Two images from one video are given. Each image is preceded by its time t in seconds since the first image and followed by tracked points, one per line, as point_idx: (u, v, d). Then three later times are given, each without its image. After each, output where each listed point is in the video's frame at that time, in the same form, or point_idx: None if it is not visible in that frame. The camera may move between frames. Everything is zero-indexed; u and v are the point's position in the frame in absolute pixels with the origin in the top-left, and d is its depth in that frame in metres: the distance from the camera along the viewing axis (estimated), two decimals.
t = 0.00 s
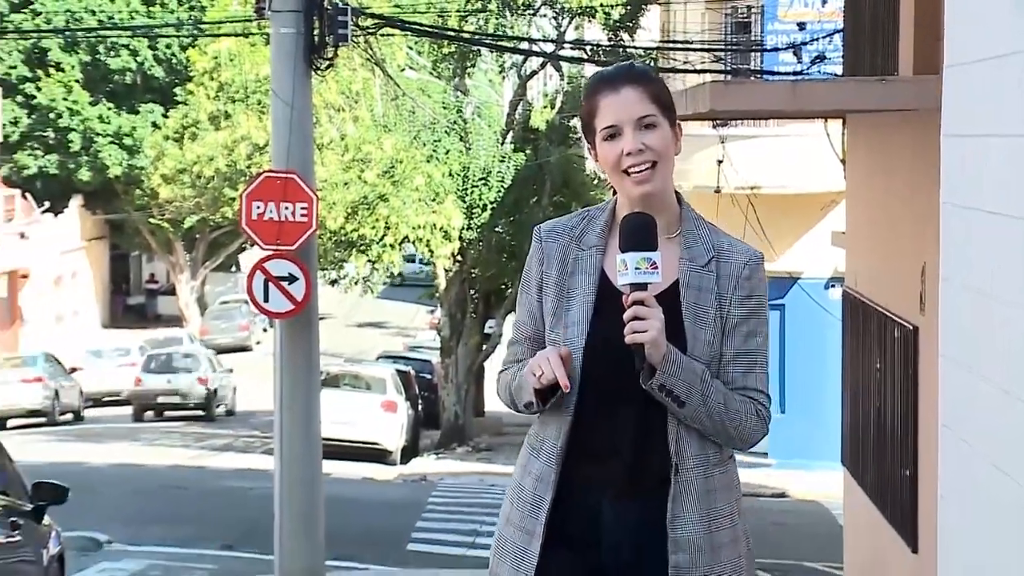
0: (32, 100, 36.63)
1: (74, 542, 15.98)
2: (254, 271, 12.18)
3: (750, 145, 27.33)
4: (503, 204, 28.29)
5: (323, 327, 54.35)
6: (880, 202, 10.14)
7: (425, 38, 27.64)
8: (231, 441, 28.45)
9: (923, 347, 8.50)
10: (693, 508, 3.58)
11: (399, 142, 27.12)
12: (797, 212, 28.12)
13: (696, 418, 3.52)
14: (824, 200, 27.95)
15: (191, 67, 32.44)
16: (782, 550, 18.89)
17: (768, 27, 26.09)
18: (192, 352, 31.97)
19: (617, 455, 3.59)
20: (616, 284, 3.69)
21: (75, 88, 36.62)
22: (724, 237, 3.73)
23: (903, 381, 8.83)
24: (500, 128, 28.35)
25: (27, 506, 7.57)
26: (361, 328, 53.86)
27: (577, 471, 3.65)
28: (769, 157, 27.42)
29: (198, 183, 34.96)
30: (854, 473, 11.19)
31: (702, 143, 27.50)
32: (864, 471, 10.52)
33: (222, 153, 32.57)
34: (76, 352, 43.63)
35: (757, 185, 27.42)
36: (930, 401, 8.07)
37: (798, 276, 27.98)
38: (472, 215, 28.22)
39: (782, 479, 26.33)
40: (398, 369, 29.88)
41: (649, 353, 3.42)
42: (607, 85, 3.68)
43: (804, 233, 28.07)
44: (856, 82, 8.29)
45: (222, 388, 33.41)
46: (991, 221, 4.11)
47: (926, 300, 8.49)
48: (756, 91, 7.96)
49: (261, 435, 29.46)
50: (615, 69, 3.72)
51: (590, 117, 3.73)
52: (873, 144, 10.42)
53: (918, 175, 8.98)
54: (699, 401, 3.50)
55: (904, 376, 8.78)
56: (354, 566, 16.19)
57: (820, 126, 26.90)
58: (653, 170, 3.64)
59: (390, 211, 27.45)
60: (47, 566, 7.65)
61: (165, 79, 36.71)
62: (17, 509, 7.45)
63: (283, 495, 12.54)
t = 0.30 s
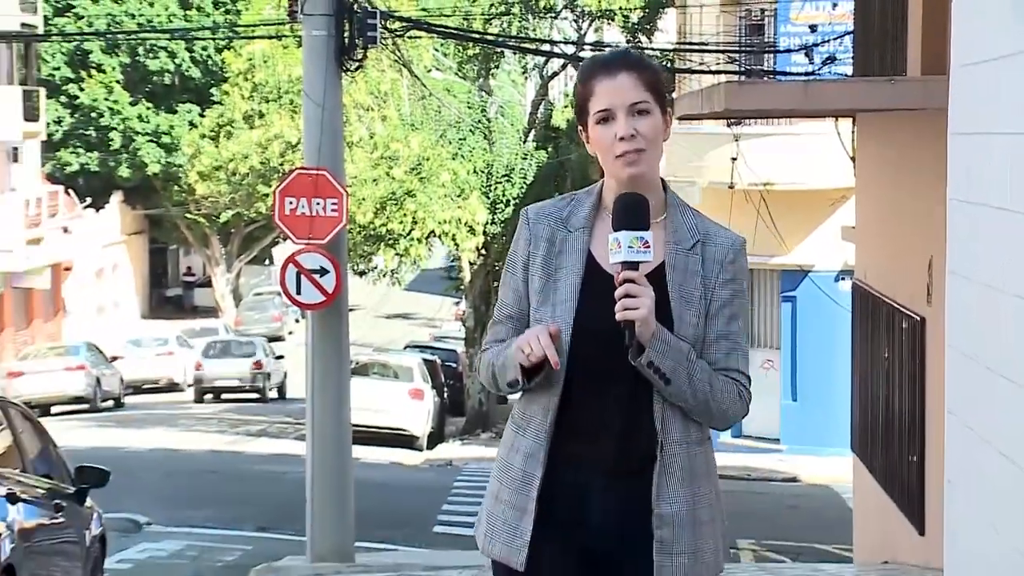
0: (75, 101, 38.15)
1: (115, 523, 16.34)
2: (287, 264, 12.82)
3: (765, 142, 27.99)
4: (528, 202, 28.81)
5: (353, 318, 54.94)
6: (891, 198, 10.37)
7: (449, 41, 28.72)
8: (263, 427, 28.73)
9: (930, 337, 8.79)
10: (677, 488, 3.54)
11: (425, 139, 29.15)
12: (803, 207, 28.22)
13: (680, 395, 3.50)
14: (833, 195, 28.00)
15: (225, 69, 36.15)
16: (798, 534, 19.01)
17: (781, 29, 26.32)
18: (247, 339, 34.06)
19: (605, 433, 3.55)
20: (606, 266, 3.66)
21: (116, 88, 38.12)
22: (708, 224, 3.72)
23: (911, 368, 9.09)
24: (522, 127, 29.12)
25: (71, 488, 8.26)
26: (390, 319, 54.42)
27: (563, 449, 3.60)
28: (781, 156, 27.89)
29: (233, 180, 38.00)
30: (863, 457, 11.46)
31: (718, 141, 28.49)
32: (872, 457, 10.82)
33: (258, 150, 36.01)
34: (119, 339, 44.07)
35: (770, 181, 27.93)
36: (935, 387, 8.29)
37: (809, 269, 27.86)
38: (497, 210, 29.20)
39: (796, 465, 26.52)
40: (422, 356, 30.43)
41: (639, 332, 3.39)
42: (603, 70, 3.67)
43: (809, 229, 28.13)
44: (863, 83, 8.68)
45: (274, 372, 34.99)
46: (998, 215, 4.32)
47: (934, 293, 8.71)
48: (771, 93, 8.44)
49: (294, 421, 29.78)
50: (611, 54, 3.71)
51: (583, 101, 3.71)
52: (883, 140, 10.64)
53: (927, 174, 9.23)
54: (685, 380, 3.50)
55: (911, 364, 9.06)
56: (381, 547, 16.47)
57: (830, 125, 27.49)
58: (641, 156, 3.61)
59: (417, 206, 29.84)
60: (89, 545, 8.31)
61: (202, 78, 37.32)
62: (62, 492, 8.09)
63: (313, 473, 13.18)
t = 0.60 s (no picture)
0: (115, 103, 41.74)
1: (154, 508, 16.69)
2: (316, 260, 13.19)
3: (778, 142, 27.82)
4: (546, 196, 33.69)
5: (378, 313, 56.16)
6: (900, 198, 10.60)
7: (473, 46, 34.29)
8: (295, 416, 29.04)
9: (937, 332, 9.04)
10: (667, 471, 3.66)
11: (449, 140, 34.45)
12: (814, 205, 28.60)
13: (667, 381, 3.61)
14: (842, 193, 28.52)
15: (258, 73, 39.24)
16: (813, 522, 19.21)
17: (792, 33, 26.89)
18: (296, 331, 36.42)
19: (591, 423, 3.65)
20: (591, 258, 3.77)
21: (153, 91, 41.37)
22: (687, 213, 3.84)
23: (919, 359, 9.34)
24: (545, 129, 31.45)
25: (111, 476, 9.00)
26: (415, 314, 55.49)
27: (550, 439, 3.70)
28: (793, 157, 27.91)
29: (266, 178, 40.49)
30: (871, 447, 11.72)
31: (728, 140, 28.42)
32: (880, 444, 11.08)
33: (286, 150, 38.96)
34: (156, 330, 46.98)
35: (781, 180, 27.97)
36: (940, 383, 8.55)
37: (819, 265, 28.25)
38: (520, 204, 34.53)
39: (806, 454, 26.79)
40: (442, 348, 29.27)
41: (625, 320, 3.49)
42: (602, 59, 3.80)
43: (821, 226, 28.49)
44: (870, 85, 9.01)
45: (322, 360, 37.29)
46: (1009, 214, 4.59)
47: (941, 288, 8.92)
48: (780, 95, 8.87)
49: (323, 411, 30.12)
50: (603, 47, 3.84)
51: (578, 84, 3.84)
52: (893, 141, 10.84)
53: (935, 172, 9.49)
54: (672, 367, 3.60)
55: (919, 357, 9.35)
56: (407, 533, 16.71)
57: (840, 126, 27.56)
58: (625, 145, 3.75)
59: (440, 204, 35.07)
60: (126, 530, 9.06)
61: (235, 82, 40.07)
62: (103, 478, 8.82)
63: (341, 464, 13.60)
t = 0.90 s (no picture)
0: (149, 108, 45.86)
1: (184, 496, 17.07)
2: (341, 259, 13.58)
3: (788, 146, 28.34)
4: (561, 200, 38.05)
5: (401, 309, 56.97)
6: (905, 200, 10.90)
7: (492, 55, 37.13)
8: (322, 408, 29.45)
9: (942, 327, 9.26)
10: (667, 457, 3.82)
11: (471, 143, 38.12)
12: (823, 205, 28.89)
13: (663, 371, 3.78)
14: (849, 194, 28.76)
15: (287, 80, 42.29)
16: (823, 510, 19.55)
17: (800, 40, 27.65)
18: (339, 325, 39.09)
19: (587, 415, 3.84)
20: (585, 255, 3.94)
21: (185, 96, 45.57)
22: (678, 208, 4.02)
23: (924, 356, 9.67)
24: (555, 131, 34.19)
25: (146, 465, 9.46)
26: (437, 310, 56.39)
27: (550, 431, 3.87)
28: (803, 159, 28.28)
29: (294, 181, 44.02)
30: (879, 438, 12.00)
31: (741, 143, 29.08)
32: (885, 436, 11.42)
33: (316, 154, 42.37)
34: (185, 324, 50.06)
35: (790, 181, 28.36)
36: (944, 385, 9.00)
37: (828, 263, 28.34)
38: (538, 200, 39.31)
39: (815, 445, 27.16)
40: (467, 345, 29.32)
41: (619, 312, 3.67)
42: (611, 61, 3.95)
43: (831, 224, 28.67)
44: (881, 92, 9.30)
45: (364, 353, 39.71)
46: (1003, 214, 5.08)
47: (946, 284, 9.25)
48: (787, 99, 9.20)
49: (349, 403, 30.56)
50: (605, 50, 4.00)
51: (584, 83, 3.99)
52: (899, 144, 11.09)
53: (941, 174, 9.71)
54: (666, 357, 3.77)
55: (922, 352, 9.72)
56: (430, 520, 17.07)
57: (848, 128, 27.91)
58: (622, 147, 3.93)
59: (463, 204, 39.62)
60: (161, 517, 9.50)
61: (265, 87, 43.91)
62: (138, 468, 9.30)
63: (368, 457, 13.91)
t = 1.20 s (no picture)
0: (177, 112, 48.96)
1: (210, 484, 17.40)
2: (361, 256, 13.97)
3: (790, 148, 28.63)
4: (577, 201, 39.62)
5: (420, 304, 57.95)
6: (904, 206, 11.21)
7: (508, 60, 39.28)
8: (342, 400, 29.93)
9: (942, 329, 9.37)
10: (667, 448, 3.86)
11: (485, 145, 40.59)
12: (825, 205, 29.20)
13: (660, 365, 3.81)
14: (851, 194, 29.05)
15: (309, 85, 45.63)
16: (826, 498, 19.86)
17: (804, 46, 28.09)
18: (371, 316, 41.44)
19: (584, 412, 3.87)
20: (583, 253, 3.99)
21: (212, 100, 48.67)
22: (675, 206, 4.05)
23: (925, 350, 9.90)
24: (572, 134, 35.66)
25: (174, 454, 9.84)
26: (454, 305, 57.26)
27: (552, 426, 3.91)
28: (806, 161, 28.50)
29: (316, 180, 46.55)
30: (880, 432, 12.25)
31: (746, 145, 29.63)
32: (886, 429, 11.68)
33: (336, 154, 44.94)
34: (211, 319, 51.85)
35: (794, 182, 28.53)
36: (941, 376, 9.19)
37: (830, 261, 28.66)
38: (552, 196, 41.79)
39: (815, 435, 27.59)
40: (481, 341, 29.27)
41: (615, 310, 3.71)
42: (615, 69, 4.00)
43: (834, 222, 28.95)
44: (879, 95, 9.67)
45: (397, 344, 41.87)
46: None
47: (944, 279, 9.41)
48: (792, 103, 9.67)
49: (369, 395, 31.05)
50: (609, 55, 4.04)
51: (588, 87, 4.05)
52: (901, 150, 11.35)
53: (942, 175, 9.89)
54: (663, 352, 3.80)
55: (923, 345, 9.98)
56: (446, 508, 17.40)
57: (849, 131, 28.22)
58: (621, 154, 3.99)
59: (479, 203, 41.78)
60: (188, 504, 9.87)
61: (287, 91, 47.22)
62: (168, 455, 9.70)
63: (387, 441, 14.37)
